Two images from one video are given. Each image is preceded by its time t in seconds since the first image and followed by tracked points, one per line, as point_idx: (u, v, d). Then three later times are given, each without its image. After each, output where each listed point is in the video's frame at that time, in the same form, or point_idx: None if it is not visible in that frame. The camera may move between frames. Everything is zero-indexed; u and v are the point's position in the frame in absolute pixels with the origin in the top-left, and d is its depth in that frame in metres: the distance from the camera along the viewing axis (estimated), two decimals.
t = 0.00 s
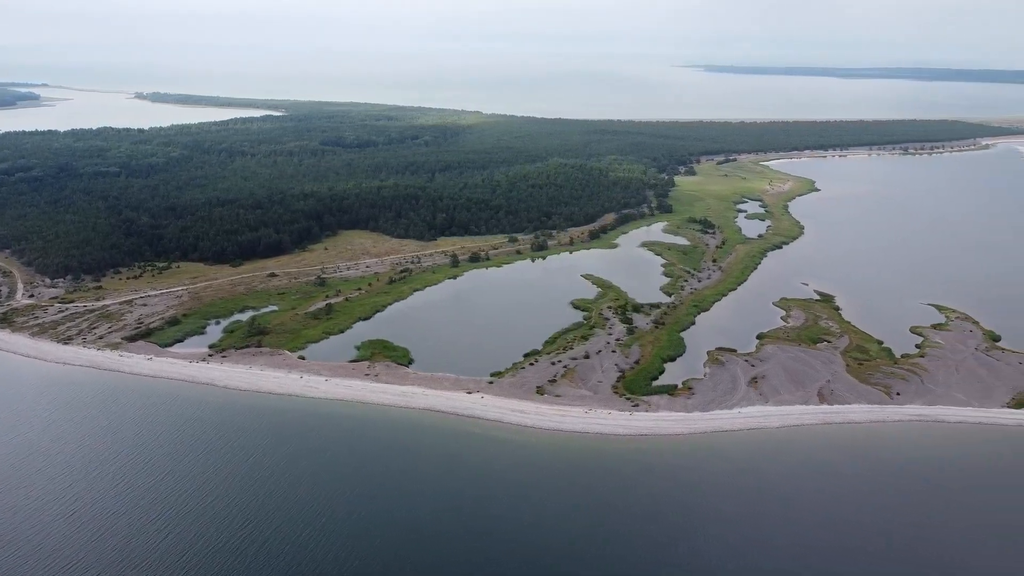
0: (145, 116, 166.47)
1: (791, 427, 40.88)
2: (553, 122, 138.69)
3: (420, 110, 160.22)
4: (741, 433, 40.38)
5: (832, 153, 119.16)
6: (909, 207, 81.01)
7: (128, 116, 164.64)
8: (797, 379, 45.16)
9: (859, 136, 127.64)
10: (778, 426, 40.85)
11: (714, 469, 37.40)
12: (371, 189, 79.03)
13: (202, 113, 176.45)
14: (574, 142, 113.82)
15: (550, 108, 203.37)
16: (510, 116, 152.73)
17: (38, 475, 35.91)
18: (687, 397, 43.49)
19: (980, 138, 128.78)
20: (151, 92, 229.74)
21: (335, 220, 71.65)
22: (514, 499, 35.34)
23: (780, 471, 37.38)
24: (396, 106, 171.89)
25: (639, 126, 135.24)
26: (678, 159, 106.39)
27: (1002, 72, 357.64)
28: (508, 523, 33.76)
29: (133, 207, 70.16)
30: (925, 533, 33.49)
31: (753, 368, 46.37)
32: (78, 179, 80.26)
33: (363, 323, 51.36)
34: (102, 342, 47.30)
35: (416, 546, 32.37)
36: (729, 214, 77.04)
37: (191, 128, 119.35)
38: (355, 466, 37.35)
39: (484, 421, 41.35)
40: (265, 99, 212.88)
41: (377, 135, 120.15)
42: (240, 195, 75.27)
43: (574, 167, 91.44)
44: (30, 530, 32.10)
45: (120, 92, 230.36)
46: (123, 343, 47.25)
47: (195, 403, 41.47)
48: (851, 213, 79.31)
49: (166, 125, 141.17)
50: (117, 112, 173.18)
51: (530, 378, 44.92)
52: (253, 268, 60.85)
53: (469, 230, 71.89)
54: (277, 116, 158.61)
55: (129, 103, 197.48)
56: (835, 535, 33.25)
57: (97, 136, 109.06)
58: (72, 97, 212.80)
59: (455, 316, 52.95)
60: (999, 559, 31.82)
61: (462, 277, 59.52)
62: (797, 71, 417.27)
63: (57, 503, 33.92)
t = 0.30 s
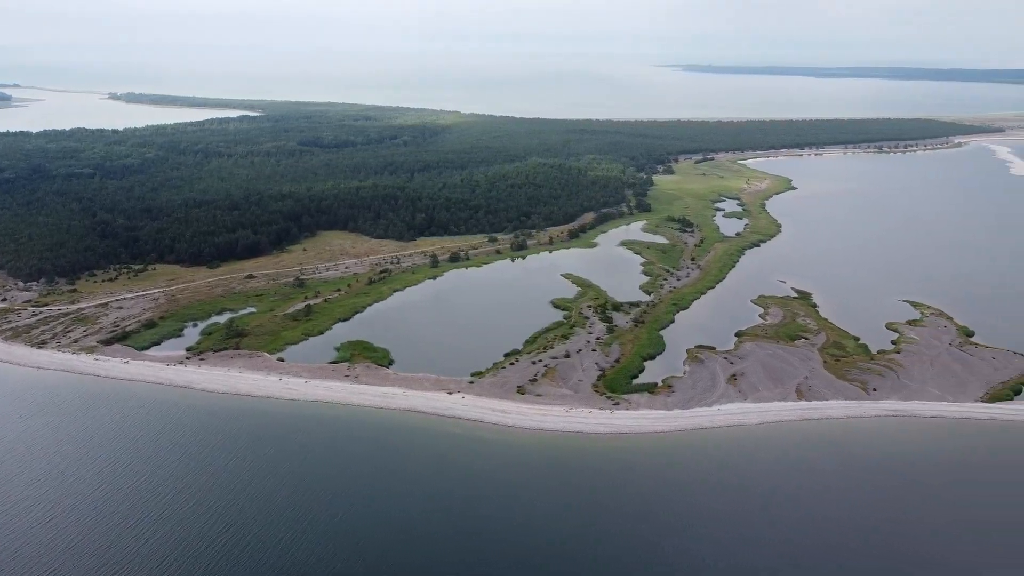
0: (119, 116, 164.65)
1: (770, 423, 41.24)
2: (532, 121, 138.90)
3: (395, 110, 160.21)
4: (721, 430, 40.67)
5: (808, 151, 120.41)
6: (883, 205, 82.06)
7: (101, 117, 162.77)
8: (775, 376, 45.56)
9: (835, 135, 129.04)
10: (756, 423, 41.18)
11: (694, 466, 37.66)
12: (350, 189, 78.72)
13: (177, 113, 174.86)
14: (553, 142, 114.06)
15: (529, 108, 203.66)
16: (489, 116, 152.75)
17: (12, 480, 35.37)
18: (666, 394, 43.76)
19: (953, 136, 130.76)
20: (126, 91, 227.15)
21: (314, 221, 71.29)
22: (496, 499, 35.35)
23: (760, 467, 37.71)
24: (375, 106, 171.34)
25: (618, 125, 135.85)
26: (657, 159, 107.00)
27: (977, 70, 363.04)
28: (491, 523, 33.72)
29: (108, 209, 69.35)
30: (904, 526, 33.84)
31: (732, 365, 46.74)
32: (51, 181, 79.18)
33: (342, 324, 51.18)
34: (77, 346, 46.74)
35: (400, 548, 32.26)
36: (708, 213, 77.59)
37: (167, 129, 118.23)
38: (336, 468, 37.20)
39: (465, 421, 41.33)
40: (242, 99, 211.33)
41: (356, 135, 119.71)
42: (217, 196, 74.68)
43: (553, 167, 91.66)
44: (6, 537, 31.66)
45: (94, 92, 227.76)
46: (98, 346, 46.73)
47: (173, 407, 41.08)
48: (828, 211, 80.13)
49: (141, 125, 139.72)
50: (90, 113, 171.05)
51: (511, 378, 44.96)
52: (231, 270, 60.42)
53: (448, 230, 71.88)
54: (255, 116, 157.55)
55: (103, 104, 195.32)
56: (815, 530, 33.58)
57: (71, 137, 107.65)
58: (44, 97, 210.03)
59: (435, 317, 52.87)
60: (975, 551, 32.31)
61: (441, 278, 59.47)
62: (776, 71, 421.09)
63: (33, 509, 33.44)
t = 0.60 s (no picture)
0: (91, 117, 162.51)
1: (749, 420, 41.60)
2: (511, 121, 138.98)
3: (372, 110, 159.58)
4: (700, 427, 40.97)
5: (784, 150, 121.53)
6: (858, 203, 83.13)
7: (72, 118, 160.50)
8: (754, 373, 45.98)
9: (810, 133, 130.41)
10: (735, 420, 41.54)
11: (674, 463, 37.91)
12: (328, 189, 78.37)
13: (151, 114, 172.92)
14: (531, 142, 114.23)
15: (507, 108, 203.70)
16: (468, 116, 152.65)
17: None
18: (646, 392, 44.00)
19: (925, 135, 132.64)
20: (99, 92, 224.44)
21: (291, 222, 70.86)
22: (478, 498, 35.35)
23: (739, 463, 38.03)
24: (352, 107, 170.57)
25: (596, 124, 136.34)
26: (634, 158, 107.51)
27: (950, 69, 368.35)
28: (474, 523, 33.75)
29: (81, 211, 68.47)
30: (882, 520, 34.29)
31: (711, 363, 47.10)
32: (22, 182, 78.00)
33: (321, 326, 50.97)
34: (50, 350, 46.13)
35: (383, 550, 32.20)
36: (686, 211, 78.09)
37: (141, 130, 116.89)
38: (316, 470, 37.02)
39: (445, 421, 41.31)
40: (217, 100, 209.42)
41: (333, 135, 119.16)
42: (193, 197, 73.99)
43: (531, 166, 91.80)
44: None
45: (67, 93, 224.78)
46: (73, 350, 46.16)
47: (150, 411, 40.69)
48: (805, 210, 80.96)
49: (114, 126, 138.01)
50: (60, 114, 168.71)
51: (491, 378, 44.99)
52: (208, 271, 59.93)
53: (427, 230, 71.79)
54: (230, 116, 156.23)
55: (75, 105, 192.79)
56: (793, 526, 33.95)
57: (43, 138, 106.08)
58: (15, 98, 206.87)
59: (414, 317, 52.77)
60: (955, 545, 32.78)
61: (420, 278, 59.39)
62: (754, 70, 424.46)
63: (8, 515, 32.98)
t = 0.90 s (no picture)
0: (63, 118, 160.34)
1: (727, 417, 41.95)
2: (489, 120, 139.01)
3: (350, 110, 158.88)
4: (680, 424, 41.24)
5: (760, 149, 122.59)
6: (833, 201, 84.11)
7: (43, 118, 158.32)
8: (732, 370, 46.36)
9: (786, 132, 131.71)
10: (714, 417, 41.86)
11: (654, 461, 38.12)
12: (305, 190, 77.96)
13: (124, 115, 171.00)
14: (509, 141, 114.33)
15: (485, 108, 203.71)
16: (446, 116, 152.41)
17: None
18: (625, 391, 44.21)
19: (899, 133, 134.46)
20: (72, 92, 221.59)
21: (268, 223, 70.39)
22: (459, 499, 35.34)
23: (718, 460, 38.32)
24: (330, 107, 169.74)
25: (573, 124, 136.71)
26: (612, 157, 107.95)
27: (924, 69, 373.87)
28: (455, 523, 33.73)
29: (53, 213, 67.56)
30: (859, 514, 34.73)
31: (689, 360, 47.42)
32: None
33: (299, 327, 50.69)
34: (23, 354, 45.46)
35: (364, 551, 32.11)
36: (664, 210, 78.56)
37: (114, 131, 115.45)
38: (296, 472, 36.83)
39: (425, 421, 41.24)
40: (192, 100, 207.49)
41: (310, 135, 118.54)
42: (168, 199, 73.25)
43: (509, 166, 91.87)
44: None
45: (39, 94, 221.70)
46: (46, 354, 45.55)
47: (126, 415, 40.26)
48: (781, 208, 81.74)
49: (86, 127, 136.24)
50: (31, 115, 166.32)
51: (470, 378, 44.97)
52: (184, 273, 59.38)
53: (405, 230, 71.64)
54: (206, 117, 154.84)
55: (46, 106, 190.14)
56: (771, 522, 34.28)
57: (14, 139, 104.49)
58: None
59: (393, 318, 52.63)
60: (931, 538, 33.27)
61: (399, 279, 59.25)
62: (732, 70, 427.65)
63: None
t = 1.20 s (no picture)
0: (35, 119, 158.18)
1: (706, 414, 42.29)
2: (468, 120, 138.96)
3: (328, 111, 158.02)
4: (659, 422, 41.51)
5: (737, 148, 123.57)
6: (809, 200, 85.02)
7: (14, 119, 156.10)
8: (710, 367, 46.74)
9: (763, 132, 132.87)
10: (692, 414, 42.18)
11: (633, 459, 38.33)
12: (282, 191, 77.51)
13: (99, 115, 168.96)
14: (488, 141, 114.34)
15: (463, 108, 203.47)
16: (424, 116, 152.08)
17: None
18: (604, 389, 44.41)
19: (873, 132, 136.15)
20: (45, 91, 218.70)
21: (245, 224, 69.86)
22: (440, 499, 35.33)
23: (697, 457, 38.63)
24: (307, 107, 168.79)
25: (552, 123, 137.05)
26: (591, 157, 108.33)
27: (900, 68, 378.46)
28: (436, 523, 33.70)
29: (24, 216, 66.59)
30: (835, 509, 35.19)
31: (668, 358, 47.75)
32: None
33: (276, 329, 50.41)
34: None
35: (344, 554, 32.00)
36: (642, 209, 79.00)
37: (87, 132, 113.97)
38: (275, 474, 36.63)
39: (404, 422, 41.16)
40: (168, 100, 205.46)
41: (287, 136, 117.86)
42: (142, 200, 72.47)
43: (487, 166, 91.91)
44: None
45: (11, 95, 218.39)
46: (18, 359, 44.90)
47: (100, 419, 39.81)
48: (758, 206, 82.52)
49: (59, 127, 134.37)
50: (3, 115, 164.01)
51: (449, 378, 44.95)
52: (159, 276, 58.79)
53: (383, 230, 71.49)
54: (181, 118, 153.36)
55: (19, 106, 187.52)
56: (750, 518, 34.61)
57: None
58: None
59: (372, 319, 52.47)
60: (906, 531, 33.76)
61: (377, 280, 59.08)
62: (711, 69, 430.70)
63: None
